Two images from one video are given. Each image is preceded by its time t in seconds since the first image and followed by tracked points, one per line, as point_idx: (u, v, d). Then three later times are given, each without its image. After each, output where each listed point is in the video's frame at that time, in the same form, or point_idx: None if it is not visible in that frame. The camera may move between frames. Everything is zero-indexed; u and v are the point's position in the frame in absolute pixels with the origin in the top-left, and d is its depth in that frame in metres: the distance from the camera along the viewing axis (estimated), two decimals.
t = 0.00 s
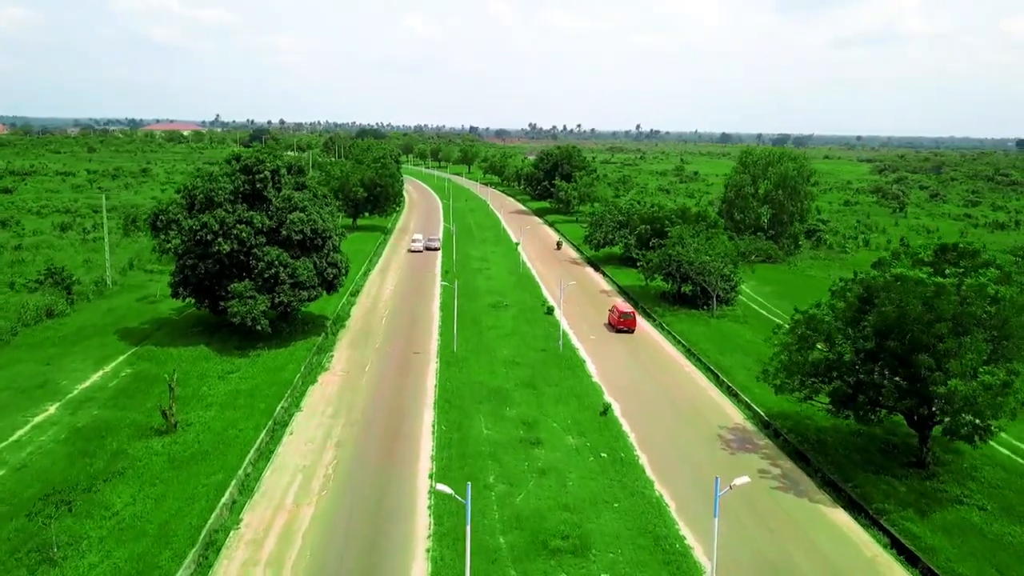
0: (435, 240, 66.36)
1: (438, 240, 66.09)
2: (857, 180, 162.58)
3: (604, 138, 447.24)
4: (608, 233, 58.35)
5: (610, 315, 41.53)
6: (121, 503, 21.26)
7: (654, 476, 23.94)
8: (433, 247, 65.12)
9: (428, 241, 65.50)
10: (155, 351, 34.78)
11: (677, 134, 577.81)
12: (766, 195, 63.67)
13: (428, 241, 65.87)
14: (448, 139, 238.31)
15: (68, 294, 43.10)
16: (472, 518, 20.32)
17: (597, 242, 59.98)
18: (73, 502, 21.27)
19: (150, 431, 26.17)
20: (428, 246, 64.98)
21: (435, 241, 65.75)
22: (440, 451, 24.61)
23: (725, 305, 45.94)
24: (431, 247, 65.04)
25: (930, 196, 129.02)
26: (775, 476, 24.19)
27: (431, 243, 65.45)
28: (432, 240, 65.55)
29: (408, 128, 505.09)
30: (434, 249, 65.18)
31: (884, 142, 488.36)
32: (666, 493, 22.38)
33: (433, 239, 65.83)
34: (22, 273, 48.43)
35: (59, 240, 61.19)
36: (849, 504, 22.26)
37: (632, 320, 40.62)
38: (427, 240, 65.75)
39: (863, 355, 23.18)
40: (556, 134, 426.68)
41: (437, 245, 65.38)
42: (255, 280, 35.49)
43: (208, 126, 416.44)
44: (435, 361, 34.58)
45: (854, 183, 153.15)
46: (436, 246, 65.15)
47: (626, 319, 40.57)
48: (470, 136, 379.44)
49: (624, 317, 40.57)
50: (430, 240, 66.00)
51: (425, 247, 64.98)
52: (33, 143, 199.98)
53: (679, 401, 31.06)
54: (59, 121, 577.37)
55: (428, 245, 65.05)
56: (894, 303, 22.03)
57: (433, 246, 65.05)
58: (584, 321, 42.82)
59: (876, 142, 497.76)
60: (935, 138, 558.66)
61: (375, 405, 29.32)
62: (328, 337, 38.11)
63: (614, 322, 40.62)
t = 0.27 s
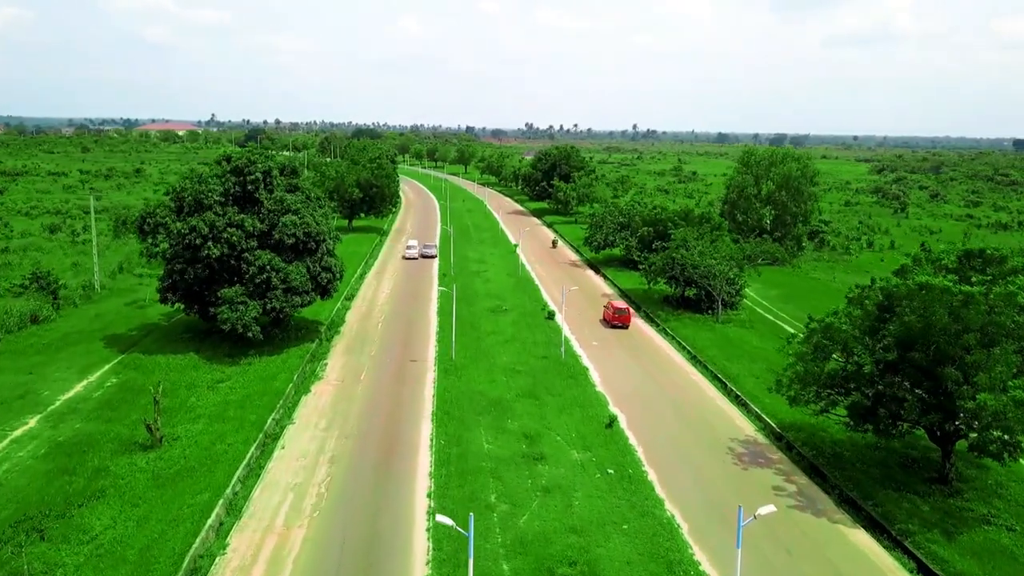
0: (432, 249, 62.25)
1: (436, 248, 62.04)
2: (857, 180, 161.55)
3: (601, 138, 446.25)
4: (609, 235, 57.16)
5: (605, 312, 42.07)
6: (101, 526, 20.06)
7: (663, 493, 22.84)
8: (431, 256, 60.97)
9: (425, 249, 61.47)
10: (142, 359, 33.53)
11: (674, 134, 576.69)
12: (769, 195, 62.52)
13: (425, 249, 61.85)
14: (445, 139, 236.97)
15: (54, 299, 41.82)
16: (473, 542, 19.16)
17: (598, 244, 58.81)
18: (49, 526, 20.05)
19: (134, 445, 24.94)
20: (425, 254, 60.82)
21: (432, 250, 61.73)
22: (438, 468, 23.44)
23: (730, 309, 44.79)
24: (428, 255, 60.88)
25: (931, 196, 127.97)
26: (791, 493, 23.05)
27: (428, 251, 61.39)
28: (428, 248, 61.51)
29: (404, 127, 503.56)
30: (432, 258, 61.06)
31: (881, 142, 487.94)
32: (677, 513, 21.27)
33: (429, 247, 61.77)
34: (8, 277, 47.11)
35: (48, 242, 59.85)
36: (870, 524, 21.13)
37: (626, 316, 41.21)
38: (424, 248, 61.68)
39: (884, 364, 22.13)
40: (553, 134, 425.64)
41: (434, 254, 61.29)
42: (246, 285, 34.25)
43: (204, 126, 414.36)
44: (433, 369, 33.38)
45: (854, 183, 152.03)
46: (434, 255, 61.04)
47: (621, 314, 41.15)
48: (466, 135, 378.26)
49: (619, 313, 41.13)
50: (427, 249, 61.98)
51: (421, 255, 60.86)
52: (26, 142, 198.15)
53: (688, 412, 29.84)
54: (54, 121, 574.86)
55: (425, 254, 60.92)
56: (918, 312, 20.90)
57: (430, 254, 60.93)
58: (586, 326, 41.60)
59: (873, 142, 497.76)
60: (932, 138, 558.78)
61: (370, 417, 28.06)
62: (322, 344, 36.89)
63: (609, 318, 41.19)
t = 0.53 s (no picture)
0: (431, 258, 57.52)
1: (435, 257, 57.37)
2: (859, 180, 160.33)
3: (600, 137, 444.86)
4: (612, 237, 55.90)
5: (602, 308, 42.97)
6: (78, 557, 18.69)
7: (679, 515, 21.50)
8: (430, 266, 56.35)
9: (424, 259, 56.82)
10: (129, 369, 32.12)
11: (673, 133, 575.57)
12: (775, 197, 61.14)
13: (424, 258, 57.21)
14: (444, 139, 235.53)
15: (40, 305, 40.37)
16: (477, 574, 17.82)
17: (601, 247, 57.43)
18: (22, 559, 18.69)
19: (117, 464, 23.54)
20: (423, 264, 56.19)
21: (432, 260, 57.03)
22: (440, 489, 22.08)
23: (739, 315, 43.43)
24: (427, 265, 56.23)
25: (934, 197, 126.77)
26: (814, 515, 21.71)
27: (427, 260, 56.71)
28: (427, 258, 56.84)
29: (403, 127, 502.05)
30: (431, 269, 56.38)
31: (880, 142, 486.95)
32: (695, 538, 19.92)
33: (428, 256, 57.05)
34: None
35: (37, 245, 58.33)
36: (901, 551, 19.80)
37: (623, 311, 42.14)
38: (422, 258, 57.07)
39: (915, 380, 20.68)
40: (553, 134, 424.01)
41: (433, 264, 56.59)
42: (238, 291, 32.85)
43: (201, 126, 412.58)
44: (432, 379, 31.97)
45: (856, 183, 150.74)
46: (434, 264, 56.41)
47: (618, 310, 42.05)
48: (465, 135, 376.73)
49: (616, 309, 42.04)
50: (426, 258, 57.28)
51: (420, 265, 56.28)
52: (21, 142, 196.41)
53: (701, 424, 28.49)
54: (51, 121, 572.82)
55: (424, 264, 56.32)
56: (954, 325, 19.55)
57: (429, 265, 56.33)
58: (591, 332, 40.26)
59: (872, 142, 496.74)
60: (931, 137, 557.58)
61: (368, 432, 26.69)
62: (318, 353, 35.53)
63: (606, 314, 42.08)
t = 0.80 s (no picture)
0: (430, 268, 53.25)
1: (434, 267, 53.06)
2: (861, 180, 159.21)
3: (599, 137, 443.68)
4: (615, 240, 54.76)
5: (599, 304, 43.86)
6: None
7: (694, 537, 20.33)
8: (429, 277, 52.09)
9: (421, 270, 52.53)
10: (116, 379, 30.87)
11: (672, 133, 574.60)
12: (781, 198, 60.12)
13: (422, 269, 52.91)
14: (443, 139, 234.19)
15: (26, 311, 39.07)
16: None
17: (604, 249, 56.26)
18: None
19: (99, 483, 22.29)
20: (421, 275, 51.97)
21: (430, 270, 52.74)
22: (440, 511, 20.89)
23: (747, 320, 42.26)
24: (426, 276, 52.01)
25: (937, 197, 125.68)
26: (835, 538, 20.54)
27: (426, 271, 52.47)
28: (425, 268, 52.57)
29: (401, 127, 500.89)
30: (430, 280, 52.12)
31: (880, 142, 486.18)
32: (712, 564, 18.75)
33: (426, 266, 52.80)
34: None
35: (26, 248, 57.00)
36: None
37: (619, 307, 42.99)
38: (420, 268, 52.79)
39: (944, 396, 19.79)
40: (552, 134, 423.02)
41: (433, 275, 52.35)
42: (230, 298, 31.63)
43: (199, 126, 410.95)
44: (432, 390, 30.75)
45: (858, 184, 149.60)
46: (432, 275, 52.18)
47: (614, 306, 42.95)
48: (464, 135, 375.65)
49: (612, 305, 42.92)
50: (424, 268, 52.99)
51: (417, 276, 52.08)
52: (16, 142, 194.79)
53: (711, 438, 27.31)
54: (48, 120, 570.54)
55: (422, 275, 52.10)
56: (989, 339, 18.38)
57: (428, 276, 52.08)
58: (595, 339, 39.05)
59: (871, 142, 496.11)
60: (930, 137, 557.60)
61: (364, 448, 25.49)
62: (313, 361, 34.34)
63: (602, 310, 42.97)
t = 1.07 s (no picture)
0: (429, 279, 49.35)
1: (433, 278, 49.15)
2: (863, 181, 158.24)
3: (598, 137, 442.78)
4: (617, 242, 53.55)
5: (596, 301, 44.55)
6: None
7: (710, 561, 19.19)
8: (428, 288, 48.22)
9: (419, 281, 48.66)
10: (102, 389, 29.65)
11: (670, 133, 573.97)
12: (786, 199, 58.79)
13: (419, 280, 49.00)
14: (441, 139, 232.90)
15: (11, 316, 37.80)
16: None
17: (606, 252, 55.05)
18: None
19: (79, 504, 21.04)
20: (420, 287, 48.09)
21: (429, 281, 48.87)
22: (440, 534, 19.72)
23: (755, 325, 41.16)
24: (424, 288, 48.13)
25: (940, 198, 124.76)
26: (860, 562, 19.40)
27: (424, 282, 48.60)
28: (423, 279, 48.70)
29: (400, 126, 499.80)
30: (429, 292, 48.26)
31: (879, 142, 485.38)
32: None
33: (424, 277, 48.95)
34: None
35: (15, 250, 55.66)
36: None
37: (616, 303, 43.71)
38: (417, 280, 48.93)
39: (975, 414, 18.68)
40: (551, 135, 421.99)
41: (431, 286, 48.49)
42: (220, 305, 30.40)
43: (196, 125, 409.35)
44: (431, 399, 29.60)
45: (859, 184, 148.67)
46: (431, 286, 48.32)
47: (610, 302, 43.67)
48: (463, 135, 374.69)
49: (608, 301, 43.64)
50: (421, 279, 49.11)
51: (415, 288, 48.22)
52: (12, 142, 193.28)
53: (724, 451, 26.15)
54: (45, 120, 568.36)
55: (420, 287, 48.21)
56: None
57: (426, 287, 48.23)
58: (599, 345, 37.88)
59: (871, 142, 495.68)
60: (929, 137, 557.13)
61: (360, 463, 24.30)
62: (308, 370, 33.15)
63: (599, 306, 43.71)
